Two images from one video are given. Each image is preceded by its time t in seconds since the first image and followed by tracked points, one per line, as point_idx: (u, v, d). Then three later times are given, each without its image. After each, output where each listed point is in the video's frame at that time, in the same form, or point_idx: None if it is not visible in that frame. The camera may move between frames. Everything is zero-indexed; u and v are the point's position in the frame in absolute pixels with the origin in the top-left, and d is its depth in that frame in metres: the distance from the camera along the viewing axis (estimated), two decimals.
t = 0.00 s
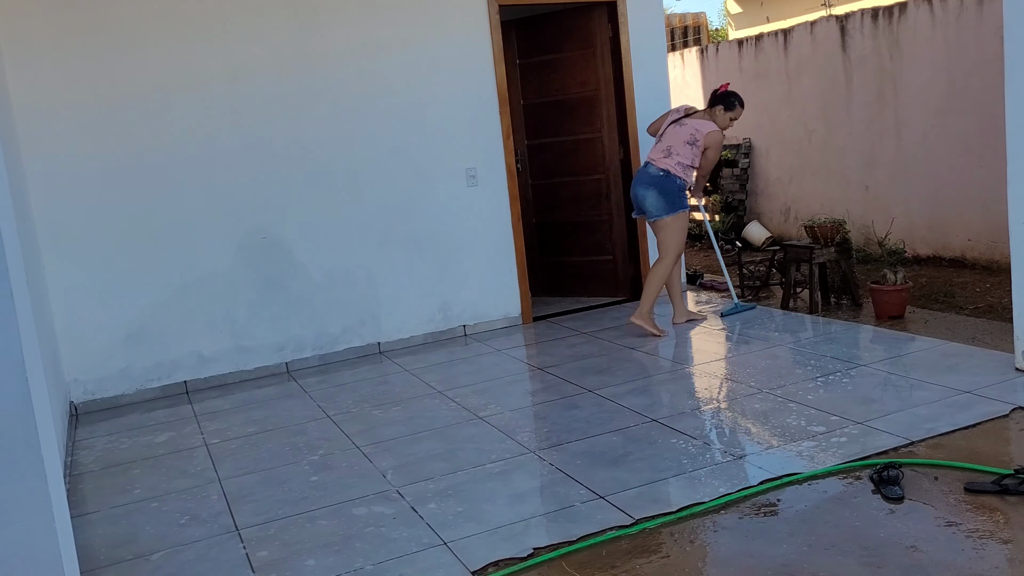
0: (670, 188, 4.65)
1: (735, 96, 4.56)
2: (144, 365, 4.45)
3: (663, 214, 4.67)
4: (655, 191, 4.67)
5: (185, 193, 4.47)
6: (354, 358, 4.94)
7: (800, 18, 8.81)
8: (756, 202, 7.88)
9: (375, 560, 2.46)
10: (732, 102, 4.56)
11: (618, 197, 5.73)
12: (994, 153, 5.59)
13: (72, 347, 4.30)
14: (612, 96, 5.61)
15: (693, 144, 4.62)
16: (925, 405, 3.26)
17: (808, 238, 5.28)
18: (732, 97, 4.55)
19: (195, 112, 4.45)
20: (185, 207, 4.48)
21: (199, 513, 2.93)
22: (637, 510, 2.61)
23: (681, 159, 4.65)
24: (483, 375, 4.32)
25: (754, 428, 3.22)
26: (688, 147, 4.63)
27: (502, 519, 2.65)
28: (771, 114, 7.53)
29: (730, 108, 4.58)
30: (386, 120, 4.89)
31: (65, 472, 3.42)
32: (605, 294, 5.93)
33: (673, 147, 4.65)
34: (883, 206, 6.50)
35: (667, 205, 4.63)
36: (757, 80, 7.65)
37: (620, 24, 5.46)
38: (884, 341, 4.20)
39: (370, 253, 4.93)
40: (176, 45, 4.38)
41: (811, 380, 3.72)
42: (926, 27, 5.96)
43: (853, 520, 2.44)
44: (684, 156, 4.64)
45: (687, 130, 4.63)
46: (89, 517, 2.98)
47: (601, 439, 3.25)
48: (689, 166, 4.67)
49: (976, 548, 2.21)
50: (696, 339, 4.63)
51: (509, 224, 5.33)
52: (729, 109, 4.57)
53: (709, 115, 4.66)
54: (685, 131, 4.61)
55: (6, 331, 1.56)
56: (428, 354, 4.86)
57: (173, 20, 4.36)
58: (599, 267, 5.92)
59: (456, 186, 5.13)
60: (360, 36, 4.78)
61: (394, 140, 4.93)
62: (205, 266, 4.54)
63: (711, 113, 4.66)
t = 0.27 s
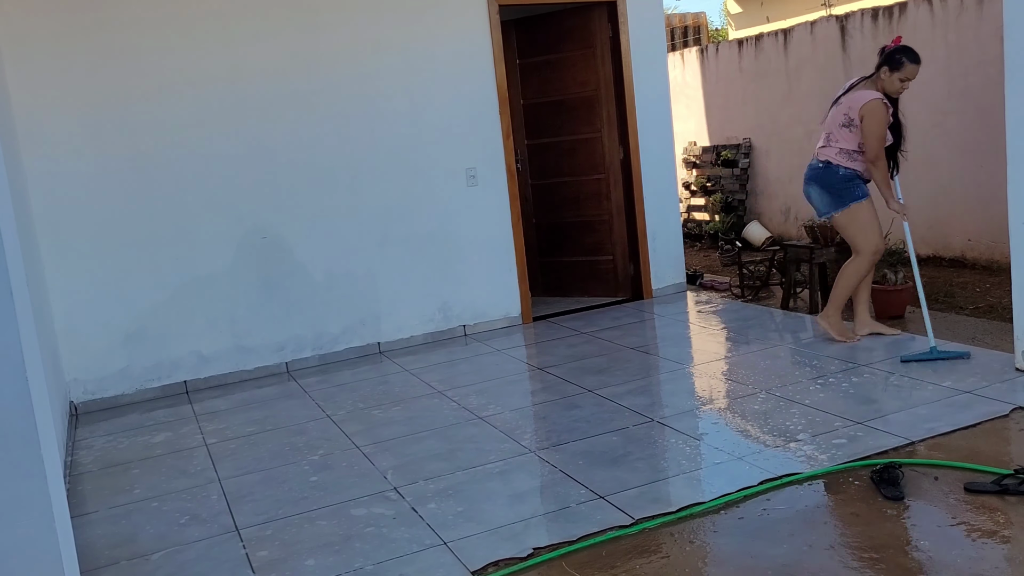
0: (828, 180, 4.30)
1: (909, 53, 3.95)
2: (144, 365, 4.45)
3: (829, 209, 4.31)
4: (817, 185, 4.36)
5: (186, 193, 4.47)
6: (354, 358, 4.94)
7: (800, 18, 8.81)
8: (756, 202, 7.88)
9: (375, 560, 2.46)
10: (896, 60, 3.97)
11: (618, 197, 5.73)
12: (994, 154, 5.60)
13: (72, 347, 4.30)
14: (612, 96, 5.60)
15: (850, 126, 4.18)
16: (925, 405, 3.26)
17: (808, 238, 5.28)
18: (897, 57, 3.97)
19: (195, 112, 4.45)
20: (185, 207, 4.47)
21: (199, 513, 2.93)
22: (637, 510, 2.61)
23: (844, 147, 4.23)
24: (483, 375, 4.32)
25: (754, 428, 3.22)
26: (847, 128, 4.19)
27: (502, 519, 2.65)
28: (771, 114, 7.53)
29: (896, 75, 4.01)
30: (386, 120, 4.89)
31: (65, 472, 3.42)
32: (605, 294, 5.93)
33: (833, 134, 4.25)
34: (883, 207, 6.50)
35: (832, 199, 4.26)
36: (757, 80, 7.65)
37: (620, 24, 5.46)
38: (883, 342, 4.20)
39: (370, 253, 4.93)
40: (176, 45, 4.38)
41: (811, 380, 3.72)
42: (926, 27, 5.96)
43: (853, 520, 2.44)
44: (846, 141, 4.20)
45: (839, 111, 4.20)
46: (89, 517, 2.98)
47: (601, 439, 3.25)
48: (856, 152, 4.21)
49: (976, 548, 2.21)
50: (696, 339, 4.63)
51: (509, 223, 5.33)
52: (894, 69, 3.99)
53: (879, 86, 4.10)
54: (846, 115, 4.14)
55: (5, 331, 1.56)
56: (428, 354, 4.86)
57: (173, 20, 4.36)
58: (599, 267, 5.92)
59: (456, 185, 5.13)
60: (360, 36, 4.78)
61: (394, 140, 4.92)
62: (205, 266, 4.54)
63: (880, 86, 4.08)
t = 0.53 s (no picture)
0: (799, 188, 3.92)
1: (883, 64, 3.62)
2: (143, 365, 4.45)
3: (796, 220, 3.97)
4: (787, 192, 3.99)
5: (185, 193, 4.47)
6: (354, 358, 4.93)
7: (800, 18, 8.80)
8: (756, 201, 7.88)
9: (375, 560, 2.46)
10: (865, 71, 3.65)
11: (618, 197, 5.72)
12: (994, 153, 5.59)
13: (71, 347, 4.30)
14: (612, 96, 5.60)
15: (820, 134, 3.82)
16: (925, 404, 3.26)
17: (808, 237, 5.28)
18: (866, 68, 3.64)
19: (195, 111, 4.45)
20: (185, 206, 4.47)
21: (199, 513, 2.93)
22: (637, 509, 2.61)
23: (812, 156, 3.91)
24: (483, 375, 4.32)
25: (754, 428, 3.21)
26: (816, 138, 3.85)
27: (502, 519, 2.64)
28: (771, 113, 7.53)
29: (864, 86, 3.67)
30: (386, 119, 4.89)
31: (65, 472, 3.42)
32: (605, 294, 5.93)
33: (802, 141, 3.93)
34: (883, 206, 6.50)
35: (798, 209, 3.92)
36: (757, 79, 7.65)
37: (620, 23, 5.46)
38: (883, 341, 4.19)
39: (369, 252, 4.92)
40: (176, 45, 4.38)
41: (811, 379, 3.71)
42: (925, 26, 5.96)
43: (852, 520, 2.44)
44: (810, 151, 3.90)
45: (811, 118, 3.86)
46: (88, 517, 2.98)
47: (601, 438, 3.25)
48: (824, 161, 3.89)
49: (976, 548, 2.21)
50: (696, 339, 4.63)
51: (509, 223, 5.33)
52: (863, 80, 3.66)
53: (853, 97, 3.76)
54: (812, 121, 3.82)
55: (5, 332, 1.56)
56: (428, 354, 4.86)
57: (173, 20, 4.36)
58: (599, 267, 5.92)
59: (455, 185, 5.13)
60: (359, 36, 4.78)
61: (394, 139, 4.92)
62: (205, 266, 4.54)
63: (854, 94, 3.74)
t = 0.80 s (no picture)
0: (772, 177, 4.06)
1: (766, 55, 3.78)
2: (144, 365, 4.45)
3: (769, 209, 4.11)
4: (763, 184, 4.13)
5: (185, 193, 4.47)
6: (354, 358, 4.93)
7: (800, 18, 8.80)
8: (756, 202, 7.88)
9: (375, 560, 2.46)
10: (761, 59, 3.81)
11: (618, 197, 5.72)
12: (993, 154, 5.60)
13: (71, 347, 4.30)
14: (612, 96, 5.60)
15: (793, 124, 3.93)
16: (925, 405, 3.26)
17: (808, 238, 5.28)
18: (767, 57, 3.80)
19: (195, 111, 4.45)
20: (185, 206, 4.47)
21: (199, 513, 2.93)
22: (637, 510, 2.61)
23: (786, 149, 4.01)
24: (483, 375, 4.32)
25: (754, 428, 3.21)
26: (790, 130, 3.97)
27: (502, 519, 2.65)
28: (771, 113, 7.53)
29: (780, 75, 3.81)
30: (386, 119, 4.89)
31: (65, 472, 3.42)
32: (605, 294, 5.93)
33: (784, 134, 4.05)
34: (884, 206, 6.51)
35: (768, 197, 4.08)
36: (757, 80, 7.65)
37: (620, 24, 5.46)
38: (883, 341, 4.20)
39: (369, 253, 4.92)
40: (176, 45, 4.38)
41: (811, 380, 3.71)
42: (925, 27, 5.96)
43: (852, 520, 2.44)
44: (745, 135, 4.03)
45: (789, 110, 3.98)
46: (88, 517, 2.98)
47: (600, 438, 3.25)
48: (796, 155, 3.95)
49: (976, 548, 2.21)
50: (696, 339, 4.63)
51: (509, 224, 5.33)
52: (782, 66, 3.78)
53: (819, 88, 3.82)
54: (734, 110, 4.10)
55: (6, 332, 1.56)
56: (428, 354, 4.86)
57: (173, 20, 4.36)
58: (599, 267, 5.92)
59: (456, 185, 5.13)
60: (360, 36, 4.78)
61: (394, 139, 4.92)
62: (205, 266, 4.54)
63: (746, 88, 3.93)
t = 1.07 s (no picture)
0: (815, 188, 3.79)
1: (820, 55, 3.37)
2: (144, 365, 4.45)
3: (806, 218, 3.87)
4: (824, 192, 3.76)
5: (185, 192, 4.47)
6: (354, 358, 4.94)
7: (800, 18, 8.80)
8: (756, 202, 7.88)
9: (375, 560, 2.46)
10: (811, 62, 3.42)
11: (618, 197, 5.73)
12: (993, 154, 5.60)
13: (71, 347, 4.30)
14: (612, 96, 5.60)
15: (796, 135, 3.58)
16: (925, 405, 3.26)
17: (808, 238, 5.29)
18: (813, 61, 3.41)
19: (195, 111, 4.45)
20: (185, 206, 4.48)
21: (199, 514, 2.93)
22: (637, 510, 2.61)
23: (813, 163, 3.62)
24: (483, 375, 4.32)
25: (754, 428, 3.22)
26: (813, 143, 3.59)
27: (502, 519, 2.65)
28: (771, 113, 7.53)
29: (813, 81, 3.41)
30: (386, 119, 4.89)
31: (65, 472, 3.42)
32: (605, 294, 5.94)
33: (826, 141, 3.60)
34: (884, 206, 6.51)
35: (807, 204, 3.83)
36: (757, 80, 7.65)
37: (620, 24, 5.46)
38: (883, 342, 4.20)
39: (370, 252, 4.93)
40: (176, 45, 4.38)
41: (811, 380, 3.72)
42: (925, 27, 5.96)
43: (853, 520, 2.44)
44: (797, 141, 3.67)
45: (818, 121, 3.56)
46: (88, 517, 2.98)
47: (601, 439, 3.25)
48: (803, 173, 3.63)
49: (976, 548, 2.21)
50: (696, 339, 4.63)
51: (509, 224, 5.33)
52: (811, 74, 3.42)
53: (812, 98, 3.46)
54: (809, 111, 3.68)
55: (6, 332, 1.56)
56: (428, 354, 4.86)
57: (173, 20, 4.37)
58: (599, 267, 5.92)
59: (456, 185, 5.13)
60: (360, 36, 4.78)
61: (394, 140, 4.92)
62: (205, 266, 4.54)
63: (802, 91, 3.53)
